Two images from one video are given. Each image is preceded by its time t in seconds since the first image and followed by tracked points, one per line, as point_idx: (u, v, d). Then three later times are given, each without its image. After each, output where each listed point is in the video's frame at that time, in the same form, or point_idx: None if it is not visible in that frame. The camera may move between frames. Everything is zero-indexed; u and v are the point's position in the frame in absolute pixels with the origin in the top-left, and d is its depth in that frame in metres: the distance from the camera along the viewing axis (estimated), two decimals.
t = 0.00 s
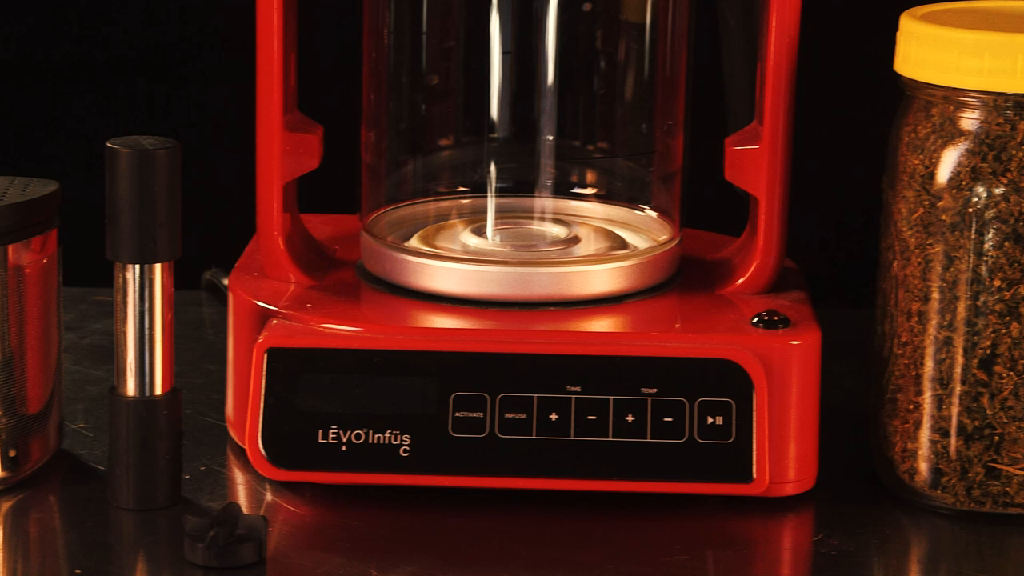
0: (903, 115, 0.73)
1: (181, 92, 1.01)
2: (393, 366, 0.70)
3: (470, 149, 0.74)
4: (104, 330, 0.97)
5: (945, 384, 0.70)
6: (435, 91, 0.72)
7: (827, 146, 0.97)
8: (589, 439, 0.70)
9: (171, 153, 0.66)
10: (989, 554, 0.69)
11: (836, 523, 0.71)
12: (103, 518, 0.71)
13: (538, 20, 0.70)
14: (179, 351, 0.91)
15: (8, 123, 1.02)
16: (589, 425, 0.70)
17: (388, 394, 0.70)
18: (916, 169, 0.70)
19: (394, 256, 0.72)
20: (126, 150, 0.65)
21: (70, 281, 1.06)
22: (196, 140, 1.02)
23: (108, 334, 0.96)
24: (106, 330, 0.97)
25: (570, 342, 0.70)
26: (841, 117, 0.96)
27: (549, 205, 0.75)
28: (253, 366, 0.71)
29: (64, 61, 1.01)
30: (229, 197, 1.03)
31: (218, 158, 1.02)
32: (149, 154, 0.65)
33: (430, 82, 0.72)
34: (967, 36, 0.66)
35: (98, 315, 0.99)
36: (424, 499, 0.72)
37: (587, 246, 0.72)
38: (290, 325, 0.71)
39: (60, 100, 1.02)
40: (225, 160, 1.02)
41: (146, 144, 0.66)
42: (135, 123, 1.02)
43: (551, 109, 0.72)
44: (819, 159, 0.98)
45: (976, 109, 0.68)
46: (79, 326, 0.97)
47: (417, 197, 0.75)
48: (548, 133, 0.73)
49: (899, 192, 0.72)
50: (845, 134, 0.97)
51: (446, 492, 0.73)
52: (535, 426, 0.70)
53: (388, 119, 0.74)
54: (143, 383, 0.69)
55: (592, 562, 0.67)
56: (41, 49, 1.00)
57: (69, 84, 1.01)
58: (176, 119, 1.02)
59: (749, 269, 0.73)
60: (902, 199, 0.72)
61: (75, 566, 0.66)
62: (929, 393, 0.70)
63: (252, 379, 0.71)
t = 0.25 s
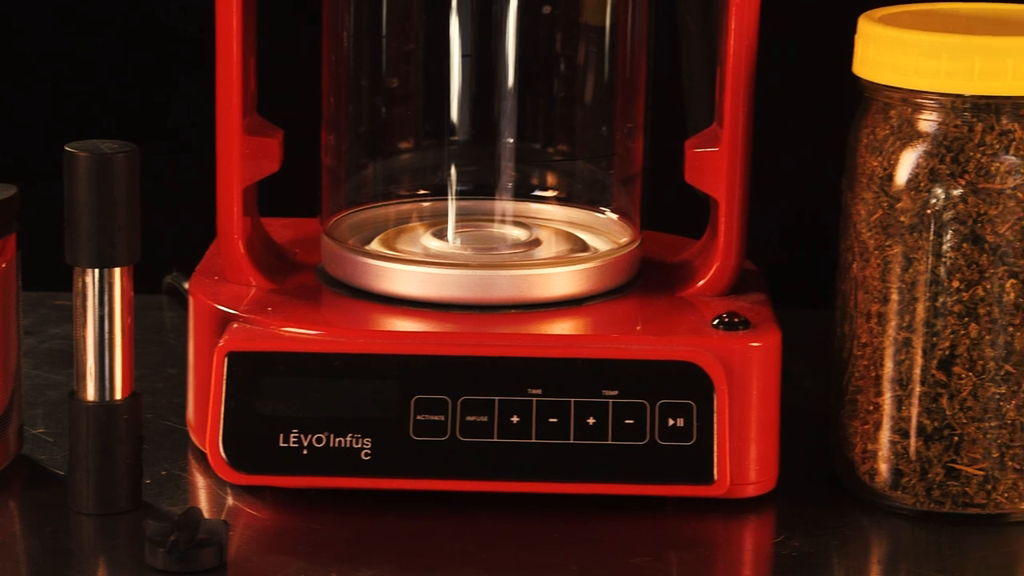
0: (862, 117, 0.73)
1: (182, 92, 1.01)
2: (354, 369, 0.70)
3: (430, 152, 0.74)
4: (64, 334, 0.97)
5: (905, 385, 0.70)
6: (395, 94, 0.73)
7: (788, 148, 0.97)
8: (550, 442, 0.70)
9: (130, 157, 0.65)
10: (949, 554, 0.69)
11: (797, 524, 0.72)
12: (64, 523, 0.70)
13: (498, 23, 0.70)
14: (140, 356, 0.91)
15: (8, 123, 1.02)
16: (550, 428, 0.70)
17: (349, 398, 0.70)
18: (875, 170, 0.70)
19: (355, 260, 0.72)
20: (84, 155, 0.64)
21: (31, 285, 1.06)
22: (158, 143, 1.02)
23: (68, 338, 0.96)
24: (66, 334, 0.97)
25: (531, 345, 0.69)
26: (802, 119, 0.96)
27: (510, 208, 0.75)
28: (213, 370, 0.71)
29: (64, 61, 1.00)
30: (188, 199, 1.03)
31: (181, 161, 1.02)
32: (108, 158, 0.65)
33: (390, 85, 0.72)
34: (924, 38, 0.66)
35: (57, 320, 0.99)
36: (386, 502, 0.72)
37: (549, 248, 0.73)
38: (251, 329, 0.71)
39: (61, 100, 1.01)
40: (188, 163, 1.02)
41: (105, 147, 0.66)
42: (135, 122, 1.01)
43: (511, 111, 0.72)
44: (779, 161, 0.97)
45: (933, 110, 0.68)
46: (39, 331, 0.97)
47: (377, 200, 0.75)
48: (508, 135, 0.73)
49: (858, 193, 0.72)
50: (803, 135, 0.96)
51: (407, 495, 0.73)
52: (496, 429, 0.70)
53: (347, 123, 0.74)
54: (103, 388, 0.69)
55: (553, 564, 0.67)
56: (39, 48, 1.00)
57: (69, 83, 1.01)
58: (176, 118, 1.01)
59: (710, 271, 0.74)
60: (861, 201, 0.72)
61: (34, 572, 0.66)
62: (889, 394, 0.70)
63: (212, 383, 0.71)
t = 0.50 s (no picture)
0: (821, 120, 0.74)
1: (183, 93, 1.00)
2: (316, 373, 0.70)
3: (391, 156, 0.74)
4: (25, 340, 0.96)
5: (865, 387, 0.70)
6: (356, 98, 0.73)
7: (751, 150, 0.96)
8: (513, 445, 0.70)
9: (89, 161, 0.65)
10: (910, 555, 0.69)
11: (759, 526, 0.72)
12: (24, 529, 0.70)
13: (459, 25, 0.70)
14: (102, 361, 0.91)
15: (8, 123, 1.01)
16: (512, 431, 0.70)
17: (312, 402, 0.70)
18: (835, 173, 0.71)
19: (317, 264, 0.72)
20: (43, 159, 0.64)
21: None
22: (136, 145, 1.01)
23: (29, 343, 0.95)
24: (27, 339, 0.96)
25: (493, 348, 0.69)
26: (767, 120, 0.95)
27: (472, 211, 0.74)
28: (174, 374, 0.71)
29: (64, 61, 1.00)
30: (146, 203, 1.02)
31: (143, 164, 1.01)
32: (67, 162, 0.64)
33: (351, 89, 0.73)
34: (884, 40, 0.67)
35: (18, 325, 0.99)
36: (348, 506, 0.72)
37: (511, 252, 0.73)
38: (212, 333, 0.70)
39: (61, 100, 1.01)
40: (150, 166, 1.01)
41: (64, 152, 0.66)
42: (133, 122, 1.00)
43: (472, 115, 0.72)
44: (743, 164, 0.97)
45: (893, 113, 0.68)
46: None
47: (339, 205, 0.75)
48: (469, 139, 0.73)
49: (818, 196, 0.72)
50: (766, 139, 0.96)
51: (368, 499, 0.73)
52: (458, 432, 0.70)
53: (308, 127, 0.74)
54: (64, 393, 0.69)
55: (516, 567, 0.67)
56: (40, 48, 0.99)
57: (69, 84, 1.00)
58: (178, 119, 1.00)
59: (671, 273, 0.74)
60: (821, 203, 0.72)
61: None
62: (850, 396, 0.71)
63: (173, 387, 0.71)
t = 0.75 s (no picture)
0: (781, 122, 0.74)
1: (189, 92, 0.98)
2: (277, 377, 0.69)
3: (352, 158, 0.74)
4: None
5: (826, 388, 0.70)
6: (316, 101, 0.73)
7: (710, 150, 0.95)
8: (474, 448, 0.70)
9: (48, 165, 0.65)
10: (870, 555, 0.69)
11: (720, 527, 0.72)
12: None
13: (418, 28, 0.70)
14: (62, 365, 0.91)
15: (8, 123, 0.98)
16: (474, 434, 0.70)
17: (273, 405, 0.70)
18: (795, 174, 0.71)
19: (278, 267, 0.72)
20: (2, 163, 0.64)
21: None
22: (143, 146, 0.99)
23: None
24: None
25: (454, 351, 0.69)
26: (728, 120, 0.93)
27: (433, 214, 0.75)
28: (134, 379, 0.71)
29: (64, 60, 0.97)
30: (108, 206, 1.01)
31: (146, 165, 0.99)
32: (26, 166, 0.64)
33: (311, 92, 0.72)
34: (842, 43, 0.67)
35: None
36: (309, 509, 0.72)
37: (472, 254, 0.73)
38: (172, 337, 0.70)
39: (60, 100, 0.98)
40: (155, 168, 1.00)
41: (23, 155, 0.65)
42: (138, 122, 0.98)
43: (433, 117, 0.72)
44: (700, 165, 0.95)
45: (852, 114, 0.69)
46: None
47: (300, 208, 0.75)
48: (429, 142, 0.73)
49: (778, 197, 0.72)
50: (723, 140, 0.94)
51: (330, 502, 0.73)
52: (420, 435, 0.70)
53: (269, 130, 0.74)
54: (23, 398, 0.68)
55: (477, 569, 0.67)
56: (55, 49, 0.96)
57: (69, 83, 0.97)
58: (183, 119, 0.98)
59: (632, 275, 0.74)
60: (781, 205, 0.72)
61: None
62: (811, 397, 0.71)
63: (134, 392, 0.70)
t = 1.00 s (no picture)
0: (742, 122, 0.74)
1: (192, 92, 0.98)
2: (239, 379, 0.69)
3: (314, 159, 0.74)
4: None
5: (788, 388, 0.71)
6: (278, 102, 0.73)
7: (672, 148, 0.94)
8: (437, 449, 0.70)
9: (11, 166, 0.64)
10: (833, 554, 0.70)
11: (683, 527, 0.72)
12: None
13: (380, 28, 0.71)
14: (25, 369, 0.90)
15: (8, 123, 0.97)
16: (436, 435, 0.70)
17: (235, 407, 0.70)
18: (756, 175, 0.71)
19: (240, 269, 0.72)
20: None
21: None
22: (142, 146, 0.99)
23: None
24: None
25: (416, 352, 0.69)
26: (690, 119, 0.93)
27: (395, 214, 0.75)
28: (96, 381, 0.71)
29: (64, 61, 0.96)
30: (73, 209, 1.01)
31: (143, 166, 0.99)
32: None
33: (273, 93, 0.73)
34: (801, 43, 0.67)
35: None
36: (272, 512, 0.72)
37: (435, 255, 0.73)
38: (133, 340, 0.70)
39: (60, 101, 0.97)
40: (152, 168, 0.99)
41: None
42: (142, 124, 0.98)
43: (395, 119, 0.73)
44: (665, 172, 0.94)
45: (812, 114, 0.69)
46: None
47: (262, 210, 0.75)
48: (391, 143, 0.73)
49: (740, 197, 0.72)
50: (685, 137, 0.94)
51: (292, 504, 0.73)
52: (382, 436, 0.70)
53: (230, 132, 0.74)
54: None
55: (441, 570, 0.67)
56: (42, 48, 0.96)
57: (69, 84, 0.97)
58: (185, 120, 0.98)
59: (595, 276, 0.74)
60: (743, 205, 0.72)
61: None
62: (773, 397, 0.71)
63: (95, 394, 0.70)
